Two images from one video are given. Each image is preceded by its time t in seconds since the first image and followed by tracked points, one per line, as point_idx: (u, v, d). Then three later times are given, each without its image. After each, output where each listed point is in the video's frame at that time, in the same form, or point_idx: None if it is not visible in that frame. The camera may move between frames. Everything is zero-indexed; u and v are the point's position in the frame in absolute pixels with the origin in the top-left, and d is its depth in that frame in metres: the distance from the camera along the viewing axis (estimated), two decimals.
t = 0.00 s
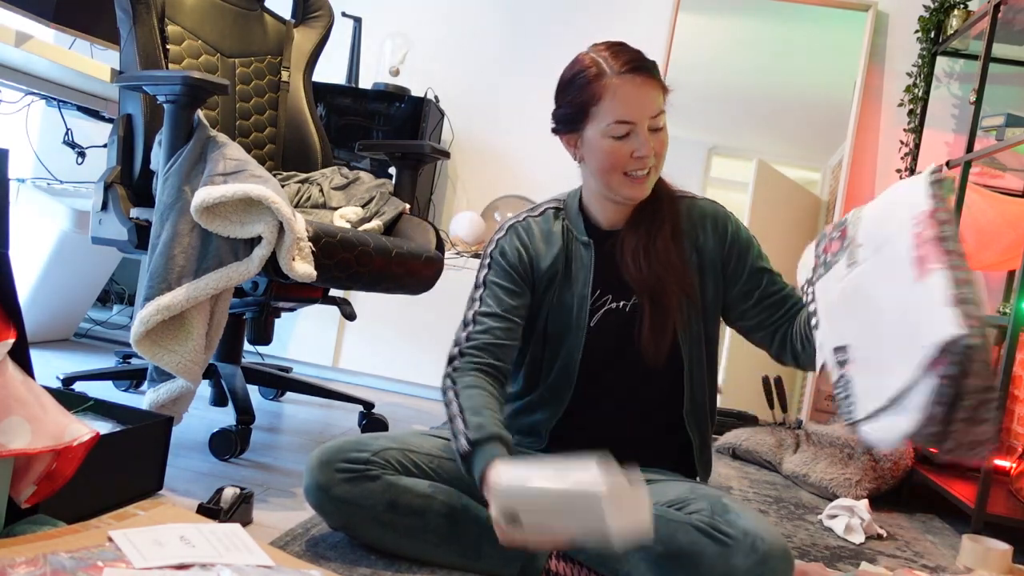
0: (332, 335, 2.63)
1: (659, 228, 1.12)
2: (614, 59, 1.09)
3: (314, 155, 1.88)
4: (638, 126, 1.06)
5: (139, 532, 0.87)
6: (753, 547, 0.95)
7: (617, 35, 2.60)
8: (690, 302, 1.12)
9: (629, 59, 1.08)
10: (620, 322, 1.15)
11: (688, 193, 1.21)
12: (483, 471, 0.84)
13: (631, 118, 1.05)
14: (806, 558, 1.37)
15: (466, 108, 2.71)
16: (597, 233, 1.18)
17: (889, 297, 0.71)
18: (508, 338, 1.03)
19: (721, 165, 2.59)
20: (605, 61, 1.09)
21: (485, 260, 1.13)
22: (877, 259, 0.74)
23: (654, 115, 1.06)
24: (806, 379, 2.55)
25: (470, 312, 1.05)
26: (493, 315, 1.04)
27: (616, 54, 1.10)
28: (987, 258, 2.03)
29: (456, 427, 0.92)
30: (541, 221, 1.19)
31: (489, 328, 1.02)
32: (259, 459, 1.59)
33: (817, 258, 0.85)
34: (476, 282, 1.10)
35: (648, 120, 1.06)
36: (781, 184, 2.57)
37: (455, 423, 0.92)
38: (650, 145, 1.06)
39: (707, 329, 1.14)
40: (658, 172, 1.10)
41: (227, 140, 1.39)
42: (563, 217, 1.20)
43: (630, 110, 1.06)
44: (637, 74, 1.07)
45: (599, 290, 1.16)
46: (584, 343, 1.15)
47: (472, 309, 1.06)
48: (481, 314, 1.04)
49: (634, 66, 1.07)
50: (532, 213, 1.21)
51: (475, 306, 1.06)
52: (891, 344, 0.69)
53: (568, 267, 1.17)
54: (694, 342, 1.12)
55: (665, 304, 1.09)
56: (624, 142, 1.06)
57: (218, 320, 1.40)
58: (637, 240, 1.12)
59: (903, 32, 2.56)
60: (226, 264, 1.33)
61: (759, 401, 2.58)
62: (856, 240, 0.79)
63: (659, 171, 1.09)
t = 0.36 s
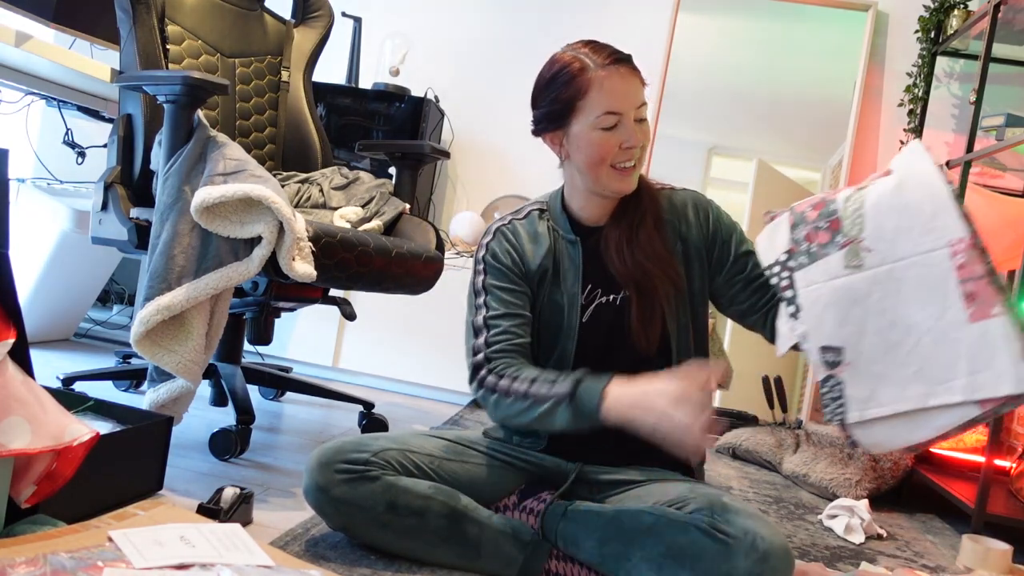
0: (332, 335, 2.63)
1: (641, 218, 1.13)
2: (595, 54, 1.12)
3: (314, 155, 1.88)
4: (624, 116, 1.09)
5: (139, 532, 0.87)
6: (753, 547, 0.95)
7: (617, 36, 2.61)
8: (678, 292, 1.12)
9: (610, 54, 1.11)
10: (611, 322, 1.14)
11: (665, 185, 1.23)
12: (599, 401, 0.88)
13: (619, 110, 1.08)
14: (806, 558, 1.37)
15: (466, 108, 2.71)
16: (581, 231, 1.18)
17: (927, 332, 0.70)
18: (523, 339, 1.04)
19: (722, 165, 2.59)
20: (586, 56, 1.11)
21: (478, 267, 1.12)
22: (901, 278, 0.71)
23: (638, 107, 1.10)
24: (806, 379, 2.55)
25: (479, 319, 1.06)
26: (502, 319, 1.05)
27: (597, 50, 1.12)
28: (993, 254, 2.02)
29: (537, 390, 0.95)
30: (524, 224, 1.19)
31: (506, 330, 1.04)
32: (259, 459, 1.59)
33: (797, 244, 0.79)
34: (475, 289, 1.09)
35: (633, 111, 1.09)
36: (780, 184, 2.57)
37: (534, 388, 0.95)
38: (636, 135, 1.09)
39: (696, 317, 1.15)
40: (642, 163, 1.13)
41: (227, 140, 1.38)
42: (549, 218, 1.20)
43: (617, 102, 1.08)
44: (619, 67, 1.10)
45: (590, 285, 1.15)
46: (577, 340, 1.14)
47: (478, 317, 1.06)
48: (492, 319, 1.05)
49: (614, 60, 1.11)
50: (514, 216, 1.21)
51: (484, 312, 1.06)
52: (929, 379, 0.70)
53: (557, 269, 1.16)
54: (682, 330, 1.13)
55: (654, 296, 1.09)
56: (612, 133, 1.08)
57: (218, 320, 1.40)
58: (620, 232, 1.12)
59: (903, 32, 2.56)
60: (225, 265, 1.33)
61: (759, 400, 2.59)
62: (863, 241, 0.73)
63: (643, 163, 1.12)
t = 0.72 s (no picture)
0: (332, 335, 2.62)
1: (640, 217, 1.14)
2: (602, 50, 1.12)
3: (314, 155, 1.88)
4: (622, 112, 1.08)
5: (139, 532, 0.87)
6: (752, 546, 0.95)
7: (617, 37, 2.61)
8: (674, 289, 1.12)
9: (617, 51, 1.11)
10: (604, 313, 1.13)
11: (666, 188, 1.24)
12: (607, 338, 0.89)
13: (617, 103, 1.07)
14: (806, 558, 1.37)
15: (466, 108, 2.71)
16: (582, 223, 1.18)
17: (743, 402, 0.85)
18: (528, 321, 1.06)
19: (721, 165, 2.60)
20: (594, 52, 1.12)
21: (481, 254, 1.13)
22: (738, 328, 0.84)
23: (637, 102, 1.09)
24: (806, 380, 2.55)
25: (486, 302, 1.07)
26: (507, 301, 1.07)
27: (605, 47, 1.12)
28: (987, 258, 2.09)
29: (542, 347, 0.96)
30: (528, 213, 1.19)
31: (512, 311, 1.06)
32: (259, 459, 1.59)
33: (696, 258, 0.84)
34: (482, 273, 1.10)
35: (632, 106, 1.08)
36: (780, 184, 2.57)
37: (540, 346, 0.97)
38: (633, 130, 1.08)
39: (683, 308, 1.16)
40: (641, 162, 1.11)
41: (227, 140, 1.38)
42: (551, 210, 1.20)
43: (615, 95, 1.08)
44: (624, 65, 1.10)
45: (588, 278, 1.15)
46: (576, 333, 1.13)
47: (484, 300, 1.08)
48: (498, 301, 1.07)
49: (620, 58, 1.10)
50: (520, 206, 1.21)
51: (490, 294, 1.08)
52: (730, 439, 0.86)
53: (557, 260, 1.16)
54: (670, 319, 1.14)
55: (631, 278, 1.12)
56: (608, 127, 1.08)
57: (219, 319, 1.40)
58: (618, 230, 1.13)
59: (903, 33, 2.56)
60: (226, 265, 1.33)
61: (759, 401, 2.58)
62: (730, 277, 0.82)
63: (641, 160, 1.11)
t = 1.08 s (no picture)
0: (332, 335, 2.62)
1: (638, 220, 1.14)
2: (605, 52, 1.11)
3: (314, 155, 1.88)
4: (616, 113, 1.06)
5: (139, 532, 0.87)
6: (752, 545, 0.95)
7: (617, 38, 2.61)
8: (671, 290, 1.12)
9: (620, 54, 1.11)
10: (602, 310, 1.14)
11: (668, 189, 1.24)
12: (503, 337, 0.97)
13: (611, 104, 1.06)
14: (805, 558, 1.37)
15: (466, 108, 2.71)
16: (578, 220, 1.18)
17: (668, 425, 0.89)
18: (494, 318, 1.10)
19: (721, 165, 2.60)
20: (597, 53, 1.11)
21: (473, 249, 1.18)
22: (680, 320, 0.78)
23: (635, 105, 1.07)
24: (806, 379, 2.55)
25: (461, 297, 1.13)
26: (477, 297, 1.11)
27: (610, 49, 1.11)
28: (986, 258, 2.10)
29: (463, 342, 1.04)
30: (525, 210, 1.22)
31: (479, 309, 1.10)
32: (259, 459, 1.59)
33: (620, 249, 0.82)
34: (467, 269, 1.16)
35: (628, 108, 1.06)
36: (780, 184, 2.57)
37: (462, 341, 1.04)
38: (627, 132, 1.06)
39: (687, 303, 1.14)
40: (636, 165, 1.10)
41: (227, 140, 1.38)
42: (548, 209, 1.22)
43: (611, 96, 1.06)
44: (625, 67, 1.09)
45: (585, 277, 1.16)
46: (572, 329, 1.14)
47: (462, 295, 1.13)
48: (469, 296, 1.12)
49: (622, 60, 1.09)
50: (518, 204, 1.23)
51: (466, 289, 1.13)
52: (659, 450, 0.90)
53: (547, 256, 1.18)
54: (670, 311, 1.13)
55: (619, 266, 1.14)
56: (601, 128, 1.07)
57: (218, 320, 1.40)
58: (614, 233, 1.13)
59: (902, 32, 2.56)
60: (225, 265, 1.33)
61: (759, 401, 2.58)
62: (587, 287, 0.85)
63: (636, 162, 1.09)
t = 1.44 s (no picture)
0: (332, 335, 2.62)
1: (626, 224, 1.12)
2: (571, 61, 1.08)
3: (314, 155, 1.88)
4: (585, 127, 1.06)
5: (139, 532, 0.87)
6: (752, 541, 0.95)
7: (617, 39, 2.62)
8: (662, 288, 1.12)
9: (586, 61, 1.07)
10: (601, 310, 1.14)
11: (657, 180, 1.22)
12: (530, 438, 1.03)
13: (579, 121, 1.05)
14: (806, 558, 1.37)
15: (466, 108, 2.71)
16: (568, 223, 1.20)
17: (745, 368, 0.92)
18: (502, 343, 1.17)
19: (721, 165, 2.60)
20: (563, 63, 1.09)
21: (471, 266, 1.22)
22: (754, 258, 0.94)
23: (604, 116, 1.05)
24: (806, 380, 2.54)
25: (468, 319, 1.19)
26: (485, 323, 1.17)
27: (577, 56, 1.08)
28: (985, 258, 2.10)
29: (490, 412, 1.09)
30: (516, 218, 1.23)
31: (487, 335, 1.17)
32: (259, 459, 1.59)
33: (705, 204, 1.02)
34: (468, 288, 1.20)
35: (596, 122, 1.05)
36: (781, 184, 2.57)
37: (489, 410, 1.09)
38: (597, 146, 1.06)
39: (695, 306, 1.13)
40: (615, 172, 1.09)
41: (227, 140, 1.38)
42: (539, 213, 1.23)
43: (578, 112, 1.05)
44: (590, 77, 1.06)
45: (579, 278, 1.17)
46: (566, 331, 1.15)
47: (470, 315, 1.19)
48: (477, 319, 1.18)
49: (585, 69, 1.06)
50: (510, 211, 1.25)
51: (472, 311, 1.19)
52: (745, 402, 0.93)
53: (541, 259, 1.19)
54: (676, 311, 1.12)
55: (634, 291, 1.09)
56: (572, 144, 1.07)
57: (218, 320, 1.40)
58: (602, 239, 1.12)
59: (902, 32, 2.56)
60: (225, 265, 1.33)
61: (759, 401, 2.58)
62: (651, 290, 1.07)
63: (615, 169, 1.09)
